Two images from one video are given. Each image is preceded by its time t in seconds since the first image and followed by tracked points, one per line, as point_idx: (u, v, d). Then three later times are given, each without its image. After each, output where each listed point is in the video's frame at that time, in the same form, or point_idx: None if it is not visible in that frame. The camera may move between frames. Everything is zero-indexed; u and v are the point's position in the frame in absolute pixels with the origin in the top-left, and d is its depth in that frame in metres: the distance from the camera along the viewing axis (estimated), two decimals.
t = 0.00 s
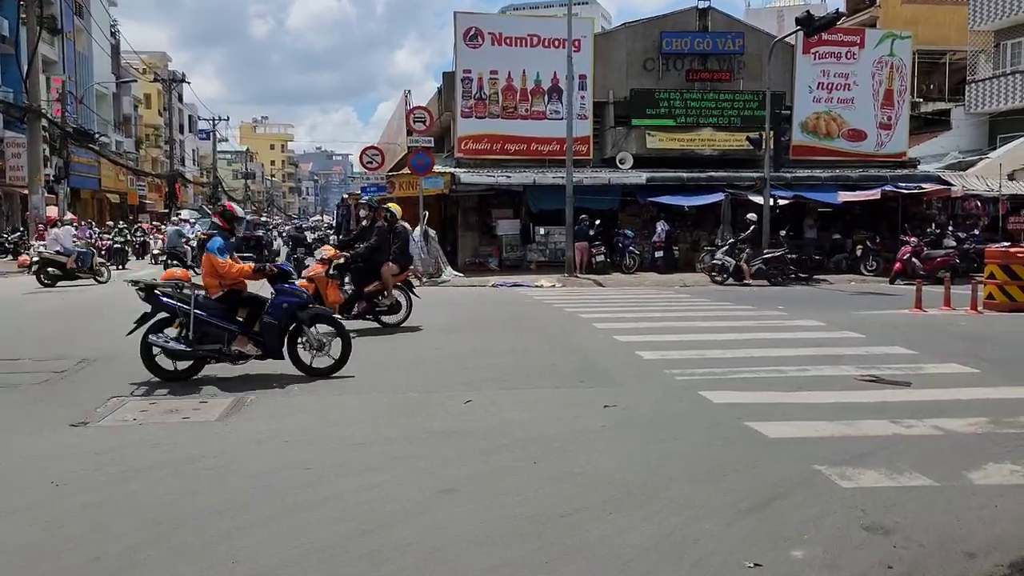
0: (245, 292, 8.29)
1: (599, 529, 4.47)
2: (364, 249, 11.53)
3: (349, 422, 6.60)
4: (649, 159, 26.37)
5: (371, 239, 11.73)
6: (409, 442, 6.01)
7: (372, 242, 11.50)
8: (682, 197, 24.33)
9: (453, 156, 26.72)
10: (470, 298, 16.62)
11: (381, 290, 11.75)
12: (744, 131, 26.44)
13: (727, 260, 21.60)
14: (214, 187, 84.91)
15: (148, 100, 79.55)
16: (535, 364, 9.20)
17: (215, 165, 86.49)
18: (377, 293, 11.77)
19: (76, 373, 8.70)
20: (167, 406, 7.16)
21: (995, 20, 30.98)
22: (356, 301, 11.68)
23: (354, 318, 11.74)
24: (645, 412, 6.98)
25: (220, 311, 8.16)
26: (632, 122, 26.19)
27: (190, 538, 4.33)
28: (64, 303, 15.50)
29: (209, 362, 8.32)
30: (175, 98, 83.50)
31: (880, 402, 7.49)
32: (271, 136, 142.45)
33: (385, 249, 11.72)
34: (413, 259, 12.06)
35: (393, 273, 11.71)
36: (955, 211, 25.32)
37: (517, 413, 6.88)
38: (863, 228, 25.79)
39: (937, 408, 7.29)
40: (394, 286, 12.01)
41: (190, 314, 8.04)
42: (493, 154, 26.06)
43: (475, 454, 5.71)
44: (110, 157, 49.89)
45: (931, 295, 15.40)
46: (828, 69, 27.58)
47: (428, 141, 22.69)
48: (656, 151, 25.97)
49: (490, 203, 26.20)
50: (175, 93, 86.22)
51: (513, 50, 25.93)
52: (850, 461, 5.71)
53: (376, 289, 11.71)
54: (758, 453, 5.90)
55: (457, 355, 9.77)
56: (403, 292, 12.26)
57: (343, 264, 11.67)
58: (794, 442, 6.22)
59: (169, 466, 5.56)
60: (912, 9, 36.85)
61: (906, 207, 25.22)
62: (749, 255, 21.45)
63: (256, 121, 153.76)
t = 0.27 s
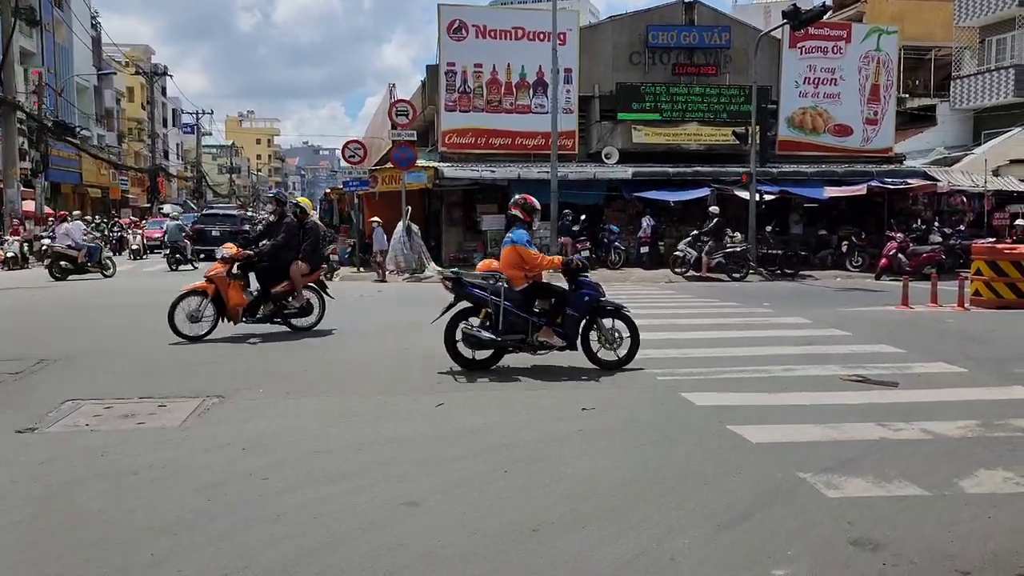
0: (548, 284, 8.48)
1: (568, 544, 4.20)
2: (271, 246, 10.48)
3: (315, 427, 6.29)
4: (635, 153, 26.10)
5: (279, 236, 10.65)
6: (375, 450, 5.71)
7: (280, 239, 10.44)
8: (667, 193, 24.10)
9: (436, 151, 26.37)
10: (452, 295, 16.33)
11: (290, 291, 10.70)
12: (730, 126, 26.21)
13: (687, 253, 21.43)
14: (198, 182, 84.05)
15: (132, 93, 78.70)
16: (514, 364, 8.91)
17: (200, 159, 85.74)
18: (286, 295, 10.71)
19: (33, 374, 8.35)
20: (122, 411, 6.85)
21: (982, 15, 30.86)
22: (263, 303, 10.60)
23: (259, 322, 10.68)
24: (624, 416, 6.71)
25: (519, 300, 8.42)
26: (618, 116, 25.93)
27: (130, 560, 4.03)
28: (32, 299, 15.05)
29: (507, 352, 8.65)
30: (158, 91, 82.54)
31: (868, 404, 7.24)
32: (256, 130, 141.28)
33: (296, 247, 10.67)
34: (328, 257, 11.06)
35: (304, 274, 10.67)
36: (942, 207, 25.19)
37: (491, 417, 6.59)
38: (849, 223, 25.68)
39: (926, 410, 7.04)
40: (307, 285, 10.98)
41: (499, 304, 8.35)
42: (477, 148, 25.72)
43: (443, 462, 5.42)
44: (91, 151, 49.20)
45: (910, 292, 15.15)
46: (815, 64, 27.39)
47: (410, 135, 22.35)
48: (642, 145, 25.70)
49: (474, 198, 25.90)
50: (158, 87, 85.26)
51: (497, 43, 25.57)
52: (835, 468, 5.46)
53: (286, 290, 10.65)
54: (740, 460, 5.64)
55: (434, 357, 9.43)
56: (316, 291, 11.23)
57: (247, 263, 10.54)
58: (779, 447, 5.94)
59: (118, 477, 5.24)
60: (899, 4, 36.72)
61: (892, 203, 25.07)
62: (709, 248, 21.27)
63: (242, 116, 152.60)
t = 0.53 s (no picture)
0: (826, 281, 8.91)
1: (529, 563, 3.91)
2: (153, 244, 9.64)
3: (269, 433, 5.97)
4: (618, 149, 25.84)
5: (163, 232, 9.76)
6: (331, 457, 5.39)
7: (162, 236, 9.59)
8: (650, 190, 23.86)
9: (417, 146, 26.00)
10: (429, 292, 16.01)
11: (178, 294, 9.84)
12: (714, 122, 26.00)
13: (649, 251, 21.97)
14: (179, 177, 83.09)
15: (112, 86, 77.67)
16: (487, 365, 8.60)
17: (181, 154, 84.81)
18: (173, 298, 9.84)
19: None
20: (67, 415, 6.49)
21: (965, 13, 30.82)
22: (146, 307, 9.74)
23: (143, 328, 9.81)
24: (596, 420, 6.42)
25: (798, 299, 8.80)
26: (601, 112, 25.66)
27: None
28: None
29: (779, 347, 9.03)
30: (138, 85, 81.50)
31: (848, 407, 7.00)
32: (240, 125, 140.07)
33: (182, 245, 9.81)
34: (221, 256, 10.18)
35: (191, 274, 9.80)
36: (924, 205, 25.12)
37: (457, 422, 6.28)
38: (832, 221, 25.55)
39: (908, 414, 6.80)
40: (198, 287, 10.11)
41: (781, 301, 8.74)
42: (458, 144, 25.37)
43: (401, 471, 5.11)
44: (69, 145, 48.42)
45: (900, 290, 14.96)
46: (799, 61, 27.23)
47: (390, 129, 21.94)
48: (624, 141, 25.43)
49: (455, 194, 25.57)
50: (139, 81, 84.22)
51: (479, 37, 25.22)
52: (814, 476, 5.19)
53: (172, 292, 9.78)
54: (714, 468, 5.36)
55: (404, 356, 9.12)
56: (210, 293, 10.35)
57: (128, 262, 9.67)
58: (756, 454, 5.68)
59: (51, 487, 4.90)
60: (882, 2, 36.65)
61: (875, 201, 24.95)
62: (670, 246, 21.54)
63: (225, 110, 151.31)
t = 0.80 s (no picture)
0: None
1: None
2: (10, 244, 8.78)
3: (217, 446, 5.69)
4: (598, 149, 25.64)
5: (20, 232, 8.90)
6: (279, 474, 5.12)
7: (21, 236, 8.75)
8: (630, 189, 23.67)
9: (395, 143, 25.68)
10: (403, 293, 15.72)
11: (43, 299, 8.99)
12: (694, 122, 25.86)
13: (613, 250, 22.11)
14: (159, 173, 82.17)
15: (89, 81, 76.66)
16: (454, 369, 8.31)
17: (161, 151, 83.86)
18: (36, 304, 8.97)
19: None
20: (7, 423, 6.16)
21: (946, 16, 30.85)
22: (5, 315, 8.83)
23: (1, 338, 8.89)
24: (561, 430, 6.16)
25: None
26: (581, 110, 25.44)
27: None
28: None
29: None
30: (116, 80, 80.46)
31: (824, 415, 6.79)
32: (221, 122, 138.86)
33: (44, 245, 8.97)
34: (89, 258, 9.40)
35: (56, 276, 8.97)
36: (904, 207, 25.10)
37: (417, 431, 6.01)
38: (813, 222, 25.47)
39: (884, 422, 6.59)
40: (65, 292, 9.30)
41: None
42: (437, 141, 25.08)
43: (349, 487, 4.84)
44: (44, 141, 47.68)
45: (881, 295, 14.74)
46: (780, 61, 27.14)
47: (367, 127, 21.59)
48: (604, 140, 25.27)
49: (434, 192, 25.27)
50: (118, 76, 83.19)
51: (458, 34, 24.91)
52: (785, 491, 4.96)
53: (35, 297, 8.92)
54: (683, 481, 5.12)
55: (370, 359, 8.83)
56: (80, 299, 9.52)
57: None
58: (726, 465, 5.44)
59: None
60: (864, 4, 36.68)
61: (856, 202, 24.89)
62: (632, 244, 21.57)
63: (207, 107, 149.97)
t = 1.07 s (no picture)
0: None
1: None
2: None
3: (170, 460, 5.39)
4: (582, 154, 25.43)
5: None
6: (231, 491, 4.83)
7: None
8: (614, 195, 23.46)
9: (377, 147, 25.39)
10: (381, 299, 15.41)
11: None
12: (679, 128, 25.71)
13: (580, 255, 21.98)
14: (141, 176, 81.40)
15: (71, 83, 75.91)
16: (428, 377, 8.02)
17: (143, 154, 83.08)
18: None
19: None
20: None
21: (929, 24, 30.92)
22: None
23: None
24: (535, 443, 5.88)
25: None
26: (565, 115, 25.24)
27: None
28: None
29: None
30: (98, 82, 79.69)
31: (808, 427, 6.54)
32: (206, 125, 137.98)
33: None
34: None
35: None
36: (888, 214, 25.03)
37: (383, 444, 5.71)
38: (797, 229, 25.35)
39: (869, 434, 6.37)
40: None
41: None
42: (419, 145, 24.79)
43: (306, 505, 4.56)
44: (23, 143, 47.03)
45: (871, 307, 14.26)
46: (765, 67, 27.05)
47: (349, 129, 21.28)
48: (588, 146, 25.12)
49: (416, 196, 24.97)
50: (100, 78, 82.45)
51: (441, 37, 24.66)
52: (765, 509, 4.71)
53: None
54: (660, 499, 4.85)
55: (341, 367, 8.51)
56: None
57: None
58: (706, 481, 5.18)
59: None
60: (848, 12, 36.77)
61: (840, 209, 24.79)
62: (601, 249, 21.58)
63: (192, 110, 149.00)
